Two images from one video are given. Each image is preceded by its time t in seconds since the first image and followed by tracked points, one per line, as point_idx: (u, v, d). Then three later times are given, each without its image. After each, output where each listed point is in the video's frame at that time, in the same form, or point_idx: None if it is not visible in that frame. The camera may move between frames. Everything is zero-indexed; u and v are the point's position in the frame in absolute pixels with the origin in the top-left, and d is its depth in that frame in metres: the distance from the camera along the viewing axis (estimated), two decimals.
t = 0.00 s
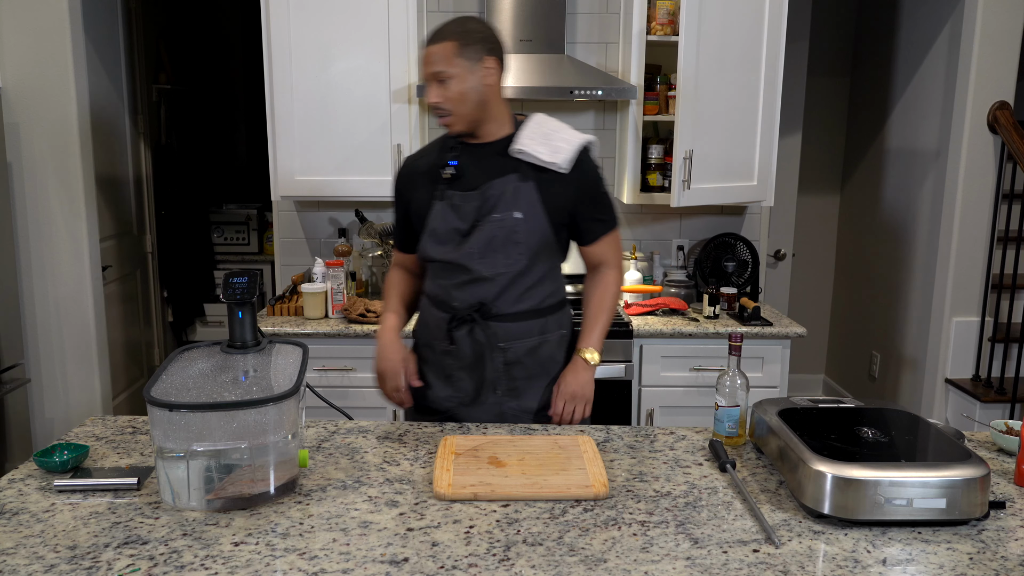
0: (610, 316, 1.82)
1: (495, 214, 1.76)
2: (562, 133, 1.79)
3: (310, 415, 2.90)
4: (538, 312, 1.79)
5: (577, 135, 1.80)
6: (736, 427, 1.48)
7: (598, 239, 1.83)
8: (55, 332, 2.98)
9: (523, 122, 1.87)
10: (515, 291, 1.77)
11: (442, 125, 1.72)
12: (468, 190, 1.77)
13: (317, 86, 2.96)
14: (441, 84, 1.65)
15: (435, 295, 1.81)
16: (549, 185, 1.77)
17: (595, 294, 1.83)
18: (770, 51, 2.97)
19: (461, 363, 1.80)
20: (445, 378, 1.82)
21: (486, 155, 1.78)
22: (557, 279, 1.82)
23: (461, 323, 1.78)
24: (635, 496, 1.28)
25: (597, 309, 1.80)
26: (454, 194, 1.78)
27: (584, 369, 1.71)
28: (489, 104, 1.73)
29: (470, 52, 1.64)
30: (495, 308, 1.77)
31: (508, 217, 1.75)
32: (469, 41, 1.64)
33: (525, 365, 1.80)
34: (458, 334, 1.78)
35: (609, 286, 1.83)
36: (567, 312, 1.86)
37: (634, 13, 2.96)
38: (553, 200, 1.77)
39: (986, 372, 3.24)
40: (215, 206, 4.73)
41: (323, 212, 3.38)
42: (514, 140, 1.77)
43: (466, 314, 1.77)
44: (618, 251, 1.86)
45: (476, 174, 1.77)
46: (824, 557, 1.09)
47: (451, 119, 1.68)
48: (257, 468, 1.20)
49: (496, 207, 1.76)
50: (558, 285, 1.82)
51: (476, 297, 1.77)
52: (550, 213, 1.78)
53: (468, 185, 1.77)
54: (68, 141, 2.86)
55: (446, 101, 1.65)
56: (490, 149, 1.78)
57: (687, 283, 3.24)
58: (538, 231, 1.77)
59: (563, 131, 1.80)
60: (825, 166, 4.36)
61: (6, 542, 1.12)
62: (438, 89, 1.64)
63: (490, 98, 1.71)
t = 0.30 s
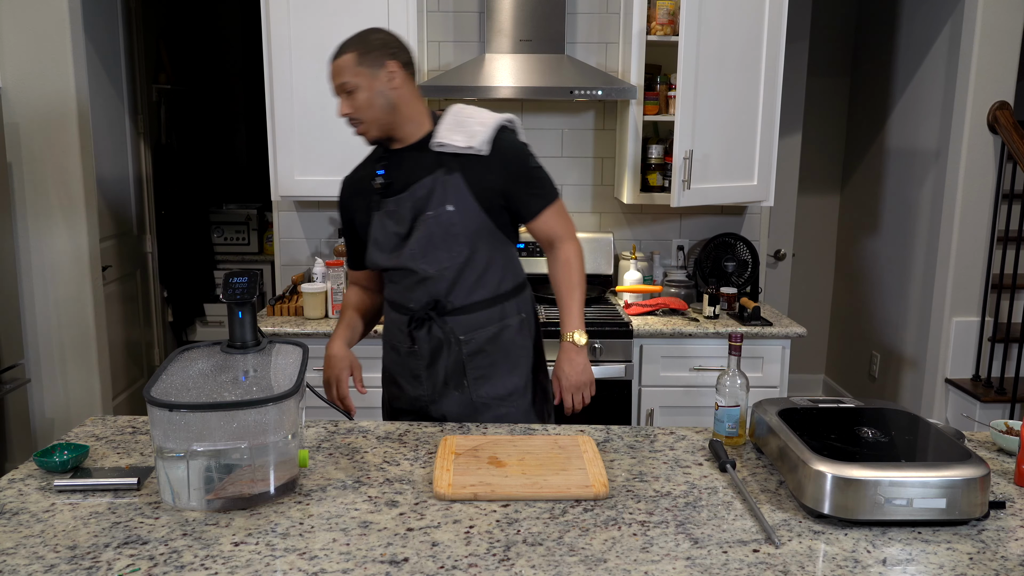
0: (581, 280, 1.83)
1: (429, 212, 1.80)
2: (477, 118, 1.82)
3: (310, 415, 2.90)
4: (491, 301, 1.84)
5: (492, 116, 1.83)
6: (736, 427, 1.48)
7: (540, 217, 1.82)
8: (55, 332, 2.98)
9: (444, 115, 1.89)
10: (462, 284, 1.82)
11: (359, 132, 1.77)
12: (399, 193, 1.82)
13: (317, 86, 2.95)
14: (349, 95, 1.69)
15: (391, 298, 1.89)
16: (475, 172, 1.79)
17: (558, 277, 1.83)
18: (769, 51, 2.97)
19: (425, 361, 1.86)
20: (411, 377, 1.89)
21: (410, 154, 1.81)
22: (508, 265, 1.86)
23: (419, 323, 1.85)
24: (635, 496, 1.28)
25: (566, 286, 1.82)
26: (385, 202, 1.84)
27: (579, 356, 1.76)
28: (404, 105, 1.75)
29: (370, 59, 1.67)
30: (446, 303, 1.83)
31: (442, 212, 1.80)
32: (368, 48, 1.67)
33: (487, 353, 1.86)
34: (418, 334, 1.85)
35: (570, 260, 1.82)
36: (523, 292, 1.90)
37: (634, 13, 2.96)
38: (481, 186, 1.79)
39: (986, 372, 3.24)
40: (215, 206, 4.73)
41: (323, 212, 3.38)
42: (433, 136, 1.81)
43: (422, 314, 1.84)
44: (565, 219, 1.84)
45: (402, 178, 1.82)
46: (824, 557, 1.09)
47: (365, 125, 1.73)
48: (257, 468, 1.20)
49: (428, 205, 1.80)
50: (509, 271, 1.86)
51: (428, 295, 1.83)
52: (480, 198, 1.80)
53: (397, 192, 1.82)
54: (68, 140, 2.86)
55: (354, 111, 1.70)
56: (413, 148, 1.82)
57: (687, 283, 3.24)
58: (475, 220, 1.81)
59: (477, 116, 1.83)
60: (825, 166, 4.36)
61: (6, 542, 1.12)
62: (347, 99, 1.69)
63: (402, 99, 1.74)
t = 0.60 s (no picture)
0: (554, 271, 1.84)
1: (400, 213, 1.82)
2: (441, 115, 1.83)
3: (310, 414, 2.90)
4: (469, 294, 1.86)
5: (456, 113, 1.84)
6: (736, 427, 1.48)
7: (509, 211, 1.83)
8: (54, 332, 2.98)
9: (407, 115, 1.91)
10: (438, 280, 1.84)
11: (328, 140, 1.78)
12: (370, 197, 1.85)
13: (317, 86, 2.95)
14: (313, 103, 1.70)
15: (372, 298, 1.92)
16: (440, 168, 1.81)
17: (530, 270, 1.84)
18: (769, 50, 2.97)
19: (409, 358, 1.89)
20: (396, 374, 1.92)
21: (379, 156, 1.84)
22: (484, 257, 1.87)
23: (400, 321, 1.87)
24: (635, 496, 1.28)
25: (539, 279, 1.83)
26: (357, 206, 1.87)
27: (552, 353, 1.80)
28: (369, 108, 1.76)
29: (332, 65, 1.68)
30: (424, 300, 1.85)
31: (412, 212, 1.82)
32: (330, 55, 1.68)
33: (469, 345, 1.87)
34: (399, 332, 1.88)
35: (542, 253, 1.83)
36: (501, 284, 1.91)
37: (634, 13, 2.96)
38: (448, 182, 1.81)
39: (986, 372, 3.25)
40: (215, 206, 4.74)
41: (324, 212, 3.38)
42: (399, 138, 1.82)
43: (401, 312, 1.86)
44: (535, 212, 1.85)
45: (371, 180, 1.85)
46: (824, 557, 1.09)
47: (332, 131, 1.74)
48: (257, 468, 1.20)
49: (398, 206, 1.82)
50: (485, 263, 1.87)
51: (405, 293, 1.85)
52: (448, 194, 1.82)
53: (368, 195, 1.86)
54: (69, 140, 2.86)
55: (320, 119, 1.71)
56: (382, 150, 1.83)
57: (687, 283, 3.24)
58: (445, 216, 1.82)
59: (442, 113, 1.84)
60: (825, 166, 4.36)
61: (6, 542, 1.12)
62: (312, 108, 1.70)
63: (367, 102, 1.75)
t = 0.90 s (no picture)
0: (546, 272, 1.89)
1: (398, 216, 1.83)
2: (440, 119, 1.84)
3: (310, 414, 2.90)
4: (466, 294, 1.87)
5: (455, 117, 1.85)
6: (736, 427, 1.48)
7: (506, 214, 1.86)
8: (54, 331, 2.98)
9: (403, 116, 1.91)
10: (436, 281, 1.85)
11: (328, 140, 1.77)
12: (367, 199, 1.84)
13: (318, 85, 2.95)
14: (315, 102, 1.69)
15: (368, 299, 1.91)
16: (439, 172, 1.82)
17: (524, 271, 1.88)
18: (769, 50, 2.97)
19: (404, 358, 1.87)
20: (392, 373, 1.91)
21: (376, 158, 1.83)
22: (479, 258, 1.89)
23: (397, 321, 1.85)
24: (635, 496, 1.28)
25: (532, 280, 1.87)
26: (354, 207, 1.86)
27: (541, 353, 1.84)
28: (368, 107, 1.76)
29: (334, 63, 1.68)
30: (422, 301, 1.85)
31: (411, 215, 1.82)
32: (331, 53, 1.68)
33: (466, 344, 1.88)
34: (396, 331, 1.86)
35: (535, 255, 1.88)
36: (495, 284, 1.93)
37: (634, 13, 2.96)
38: (446, 186, 1.83)
39: (986, 372, 3.25)
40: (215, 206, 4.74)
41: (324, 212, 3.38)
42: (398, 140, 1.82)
43: (398, 312, 1.85)
44: (529, 215, 1.89)
45: (368, 182, 1.84)
46: (824, 557, 1.09)
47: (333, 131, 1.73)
48: (257, 468, 1.20)
49: (396, 209, 1.83)
50: (480, 264, 1.89)
51: (403, 294, 1.85)
52: (446, 197, 1.83)
53: (364, 197, 1.84)
54: (68, 140, 2.86)
55: (322, 117, 1.70)
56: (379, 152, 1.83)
57: (687, 283, 3.24)
58: (443, 219, 1.83)
59: (441, 116, 1.85)
60: (825, 166, 4.36)
61: (6, 542, 1.12)
62: (313, 106, 1.69)
63: (367, 102, 1.75)
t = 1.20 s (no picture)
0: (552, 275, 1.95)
1: (411, 221, 1.82)
2: (456, 125, 1.83)
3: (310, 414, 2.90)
4: (474, 297, 1.88)
5: (471, 123, 1.84)
6: (736, 427, 1.48)
7: (515, 222, 1.90)
8: (54, 331, 2.98)
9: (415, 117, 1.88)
10: (448, 286, 1.85)
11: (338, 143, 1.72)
12: (380, 202, 1.82)
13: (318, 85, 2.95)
14: (327, 104, 1.64)
15: (374, 301, 1.90)
16: (454, 179, 1.83)
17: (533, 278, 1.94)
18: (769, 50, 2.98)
19: (411, 361, 1.86)
20: (397, 375, 1.90)
21: (387, 160, 1.81)
22: (486, 263, 1.90)
23: (406, 324, 1.85)
24: (635, 496, 1.28)
25: (541, 286, 1.93)
26: (364, 209, 1.83)
27: (551, 359, 1.90)
28: (380, 110, 1.72)
29: (349, 65, 1.63)
30: (432, 304, 1.85)
31: (425, 220, 1.82)
32: (346, 55, 1.62)
33: (472, 346, 1.89)
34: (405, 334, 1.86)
35: (542, 261, 1.93)
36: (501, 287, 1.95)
37: (634, 13, 2.97)
38: (461, 193, 1.83)
39: (986, 372, 3.25)
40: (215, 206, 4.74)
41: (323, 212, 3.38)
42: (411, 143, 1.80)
43: (408, 315, 1.84)
44: (535, 220, 1.92)
45: (381, 184, 1.82)
46: (824, 557, 1.09)
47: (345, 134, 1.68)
48: (257, 468, 1.20)
49: (410, 214, 1.82)
50: (488, 268, 1.91)
51: (414, 297, 1.85)
52: (461, 204, 1.84)
53: (376, 200, 1.83)
54: (69, 140, 2.86)
55: (335, 120, 1.65)
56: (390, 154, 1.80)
57: (687, 283, 3.24)
58: (456, 225, 1.84)
59: (456, 121, 1.84)
60: (825, 166, 4.36)
61: (6, 542, 1.12)
62: (325, 109, 1.63)
63: (380, 105, 1.71)
